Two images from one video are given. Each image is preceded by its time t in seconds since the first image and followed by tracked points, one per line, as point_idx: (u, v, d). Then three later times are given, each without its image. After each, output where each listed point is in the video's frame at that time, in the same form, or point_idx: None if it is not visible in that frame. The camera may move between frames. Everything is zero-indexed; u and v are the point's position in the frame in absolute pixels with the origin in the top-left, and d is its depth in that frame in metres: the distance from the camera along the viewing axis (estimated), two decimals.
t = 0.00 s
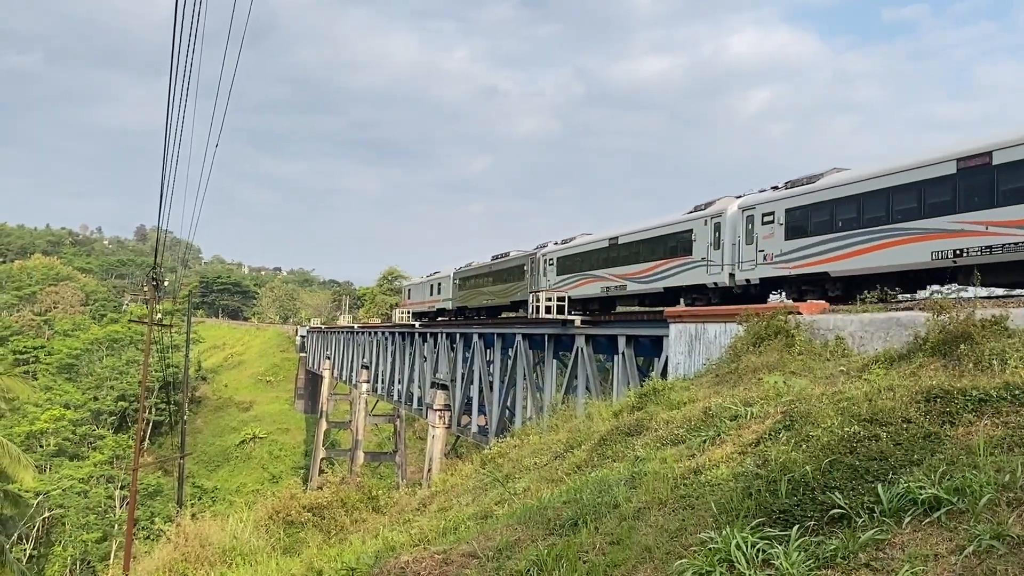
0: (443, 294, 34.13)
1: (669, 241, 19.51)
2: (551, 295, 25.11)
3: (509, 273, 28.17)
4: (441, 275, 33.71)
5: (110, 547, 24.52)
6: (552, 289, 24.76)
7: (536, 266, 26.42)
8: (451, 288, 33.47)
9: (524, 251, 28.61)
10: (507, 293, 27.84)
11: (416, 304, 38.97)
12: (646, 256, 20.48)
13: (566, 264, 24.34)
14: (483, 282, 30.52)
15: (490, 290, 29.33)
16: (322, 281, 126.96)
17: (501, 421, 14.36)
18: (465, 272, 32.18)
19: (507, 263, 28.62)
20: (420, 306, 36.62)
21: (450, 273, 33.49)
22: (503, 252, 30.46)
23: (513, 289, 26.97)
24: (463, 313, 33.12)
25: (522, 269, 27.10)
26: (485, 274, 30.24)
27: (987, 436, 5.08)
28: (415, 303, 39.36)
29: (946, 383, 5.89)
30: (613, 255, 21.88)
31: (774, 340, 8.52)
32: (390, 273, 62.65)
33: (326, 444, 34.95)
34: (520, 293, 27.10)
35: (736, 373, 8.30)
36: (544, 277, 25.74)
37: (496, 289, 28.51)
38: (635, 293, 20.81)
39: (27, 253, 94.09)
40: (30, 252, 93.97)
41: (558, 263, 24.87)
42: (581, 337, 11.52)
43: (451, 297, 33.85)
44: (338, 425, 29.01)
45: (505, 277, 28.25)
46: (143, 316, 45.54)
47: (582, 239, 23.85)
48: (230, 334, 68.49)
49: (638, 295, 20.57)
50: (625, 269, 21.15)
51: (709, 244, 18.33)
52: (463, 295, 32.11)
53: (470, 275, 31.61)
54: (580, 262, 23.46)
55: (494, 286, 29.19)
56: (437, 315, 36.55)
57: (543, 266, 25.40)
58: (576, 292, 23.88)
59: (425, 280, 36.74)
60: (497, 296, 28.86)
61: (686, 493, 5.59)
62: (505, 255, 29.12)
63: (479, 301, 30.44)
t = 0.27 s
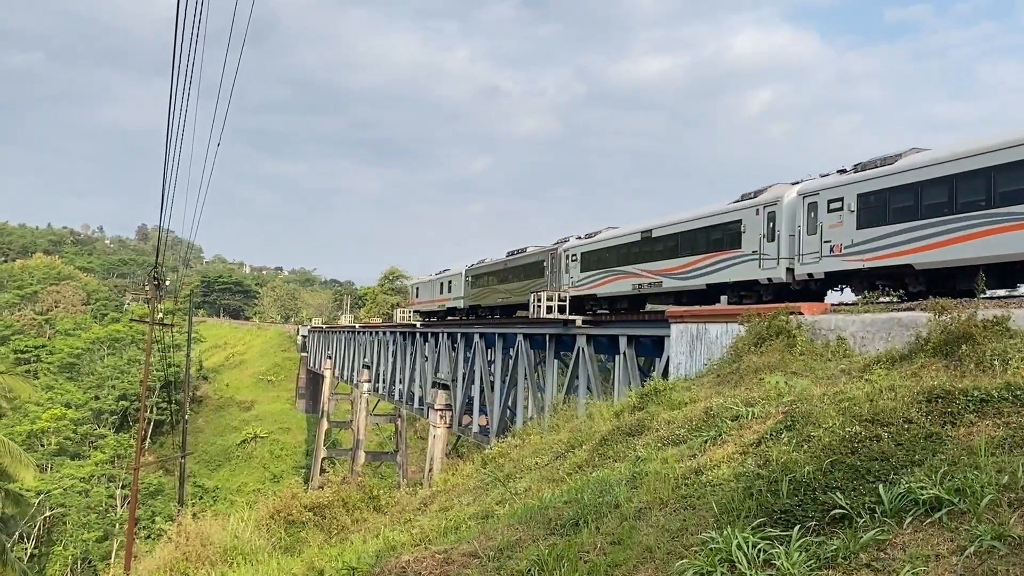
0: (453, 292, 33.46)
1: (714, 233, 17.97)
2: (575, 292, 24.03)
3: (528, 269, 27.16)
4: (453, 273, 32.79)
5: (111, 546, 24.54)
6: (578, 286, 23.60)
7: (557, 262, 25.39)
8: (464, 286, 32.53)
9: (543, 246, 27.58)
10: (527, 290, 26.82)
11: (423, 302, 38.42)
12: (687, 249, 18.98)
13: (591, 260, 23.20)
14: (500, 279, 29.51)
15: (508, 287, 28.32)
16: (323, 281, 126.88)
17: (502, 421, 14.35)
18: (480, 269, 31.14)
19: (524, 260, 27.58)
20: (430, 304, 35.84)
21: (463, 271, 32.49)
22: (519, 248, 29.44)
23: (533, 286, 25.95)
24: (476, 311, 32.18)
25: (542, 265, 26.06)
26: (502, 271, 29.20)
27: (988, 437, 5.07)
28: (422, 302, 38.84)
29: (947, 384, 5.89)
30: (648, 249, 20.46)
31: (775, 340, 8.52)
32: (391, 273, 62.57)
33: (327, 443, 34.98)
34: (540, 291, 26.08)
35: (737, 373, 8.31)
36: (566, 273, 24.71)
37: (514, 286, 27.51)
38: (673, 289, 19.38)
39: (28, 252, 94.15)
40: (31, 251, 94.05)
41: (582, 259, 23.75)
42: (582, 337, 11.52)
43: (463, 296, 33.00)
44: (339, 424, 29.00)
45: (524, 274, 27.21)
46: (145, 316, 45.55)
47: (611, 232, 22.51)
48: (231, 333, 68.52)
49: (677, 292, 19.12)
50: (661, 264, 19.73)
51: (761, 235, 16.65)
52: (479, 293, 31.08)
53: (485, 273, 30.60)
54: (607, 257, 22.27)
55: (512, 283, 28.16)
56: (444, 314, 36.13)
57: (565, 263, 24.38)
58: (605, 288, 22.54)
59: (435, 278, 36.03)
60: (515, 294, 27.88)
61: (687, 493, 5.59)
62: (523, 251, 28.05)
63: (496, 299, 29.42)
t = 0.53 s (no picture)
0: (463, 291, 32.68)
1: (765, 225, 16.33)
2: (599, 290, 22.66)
3: (546, 266, 25.91)
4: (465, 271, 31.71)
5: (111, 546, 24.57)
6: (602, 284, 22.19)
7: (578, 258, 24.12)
8: (476, 284, 31.42)
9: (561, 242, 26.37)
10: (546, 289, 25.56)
11: (430, 301, 37.81)
12: (731, 242, 17.31)
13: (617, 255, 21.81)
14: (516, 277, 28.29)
15: (525, 285, 27.08)
16: (322, 281, 126.82)
17: (502, 421, 14.35)
18: (495, 267, 29.91)
19: (543, 256, 26.37)
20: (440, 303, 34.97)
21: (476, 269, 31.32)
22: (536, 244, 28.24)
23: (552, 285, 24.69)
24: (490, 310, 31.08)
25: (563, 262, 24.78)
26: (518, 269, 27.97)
27: (988, 438, 5.08)
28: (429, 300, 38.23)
29: (946, 385, 5.89)
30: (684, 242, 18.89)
31: (775, 340, 8.52)
32: (391, 273, 62.51)
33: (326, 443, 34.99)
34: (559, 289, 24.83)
35: (736, 374, 8.32)
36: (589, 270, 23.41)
37: (533, 284, 26.23)
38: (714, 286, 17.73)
39: (28, 251, 94.17)
40: (32, 250, 94.11)
41: (607, 255, 22.33)
42: (582, 338, 11.52)
43: (475, 295, 32.03)
44: (339, 424, 28.99)
45: (543, 272, 25.95)
46: (145, 315, 45.57)
47: (639, 226, 21.01)
48: (231, 333, 68.53)
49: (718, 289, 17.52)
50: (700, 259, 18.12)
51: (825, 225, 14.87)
52: (494, 291, 29.87)
53: (501, 270, 29.39)
54: (636, 253, 20.83)
55: (530, 281, 26.91)
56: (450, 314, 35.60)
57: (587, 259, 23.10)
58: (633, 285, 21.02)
59: (444, 276, 35.23)
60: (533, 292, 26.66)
61: (687, 494, 5.58)
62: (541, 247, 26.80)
63: (512, 297, 28.19)
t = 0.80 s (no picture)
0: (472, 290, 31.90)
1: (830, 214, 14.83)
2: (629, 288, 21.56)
3: (567, 263, 24.90)
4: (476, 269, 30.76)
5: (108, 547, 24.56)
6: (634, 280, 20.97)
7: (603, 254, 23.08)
8: (488, 282, 30.43)
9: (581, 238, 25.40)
10: (567, 286, 24.56)
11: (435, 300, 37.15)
12: (788, 235, 15.92)
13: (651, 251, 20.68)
14: (533, 274, 27.27)
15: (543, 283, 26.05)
16: (319, 282, 126.66)
17: (499, 421, 14.32)
18: (510, 265, 28.92)
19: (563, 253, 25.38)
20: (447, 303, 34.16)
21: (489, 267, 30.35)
22: (553, 241, 27.22)
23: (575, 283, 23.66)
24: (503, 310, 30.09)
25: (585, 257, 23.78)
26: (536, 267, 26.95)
27: (985, 439, 5.08)
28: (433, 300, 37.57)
29: (943, 386, 5.89)
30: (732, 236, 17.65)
31: (772, 342, 8.52)
32: (388, 274, 62.39)
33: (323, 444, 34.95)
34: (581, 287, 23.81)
35: (733, 375, 8.31)
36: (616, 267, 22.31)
37: (552, 281, 25.19)
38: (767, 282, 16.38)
39: (24, 252, 94.08)
40: (28, 251, 94.01)
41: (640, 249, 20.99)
42: (579, 339, 11.50)
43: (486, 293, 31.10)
44: (336, 425, 28.98)
45: (563, 269, 24.93)
46: (141, 316, 45.55)
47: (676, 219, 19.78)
48: (228, 334, 68.46)
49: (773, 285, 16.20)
50: (751, 253, 16.81)
51: (902, 213, 13.26)
52: (509, 290, 28.85)
53: (516, 268, 28.37)
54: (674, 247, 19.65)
55: (549, 278, 25.87)
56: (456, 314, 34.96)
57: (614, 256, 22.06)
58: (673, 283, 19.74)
59: (451, 274, 34.47)
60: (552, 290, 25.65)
61: (685, 495, 5.57)
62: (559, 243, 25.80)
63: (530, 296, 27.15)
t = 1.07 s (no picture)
0: (476, 289, 30.56)
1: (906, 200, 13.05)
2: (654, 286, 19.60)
3: (583, 259, 23.00)
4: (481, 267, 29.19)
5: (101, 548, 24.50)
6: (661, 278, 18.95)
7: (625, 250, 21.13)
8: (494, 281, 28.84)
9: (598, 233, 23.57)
10: (583, 285, 22.72)
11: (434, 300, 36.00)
12: (850, 224, 14.12)
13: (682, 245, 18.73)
14: (544, 272, 25.52)
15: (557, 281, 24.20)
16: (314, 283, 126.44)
17: (494, 423, 14.31)
18: (520, 262, 27.17)
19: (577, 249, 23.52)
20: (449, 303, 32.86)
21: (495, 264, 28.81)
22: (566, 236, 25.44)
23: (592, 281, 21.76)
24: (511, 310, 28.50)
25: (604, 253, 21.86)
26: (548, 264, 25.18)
27: (979, 441, 5.09)
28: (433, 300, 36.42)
29: (937, 388, 5.90)
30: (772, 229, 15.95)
31: (767, 344, 8.53)
32: (383, 274, 62.28)
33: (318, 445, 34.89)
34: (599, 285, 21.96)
35: (728, 377, 8.31)
36: (640, 263, 20.38)
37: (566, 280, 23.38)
38: (823, 278, 14.65)
39: (18, 252, 93.81)
40: (22, 252, 93.73)
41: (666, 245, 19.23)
42: (574, 340, 11.50)
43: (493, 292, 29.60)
44: (331, 425, 28.93)
45: (579, 266, 23.06)
46: (135, 316, 45.43)
47: (712, 210, 17.95)
48: (222, 334, 68.33)
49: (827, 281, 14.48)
50: (802, 246, 15.06)
51: (1002, 197, 11.61)
52: (518, 289, 27.10)
53: (526, 266, 26.63)
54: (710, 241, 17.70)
55: (563, 276, 24.05)
56: (457, 313, 33.75)
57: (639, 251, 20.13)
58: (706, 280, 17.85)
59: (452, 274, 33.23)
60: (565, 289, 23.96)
61: (679, 496, 5.56)
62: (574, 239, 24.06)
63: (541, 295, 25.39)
